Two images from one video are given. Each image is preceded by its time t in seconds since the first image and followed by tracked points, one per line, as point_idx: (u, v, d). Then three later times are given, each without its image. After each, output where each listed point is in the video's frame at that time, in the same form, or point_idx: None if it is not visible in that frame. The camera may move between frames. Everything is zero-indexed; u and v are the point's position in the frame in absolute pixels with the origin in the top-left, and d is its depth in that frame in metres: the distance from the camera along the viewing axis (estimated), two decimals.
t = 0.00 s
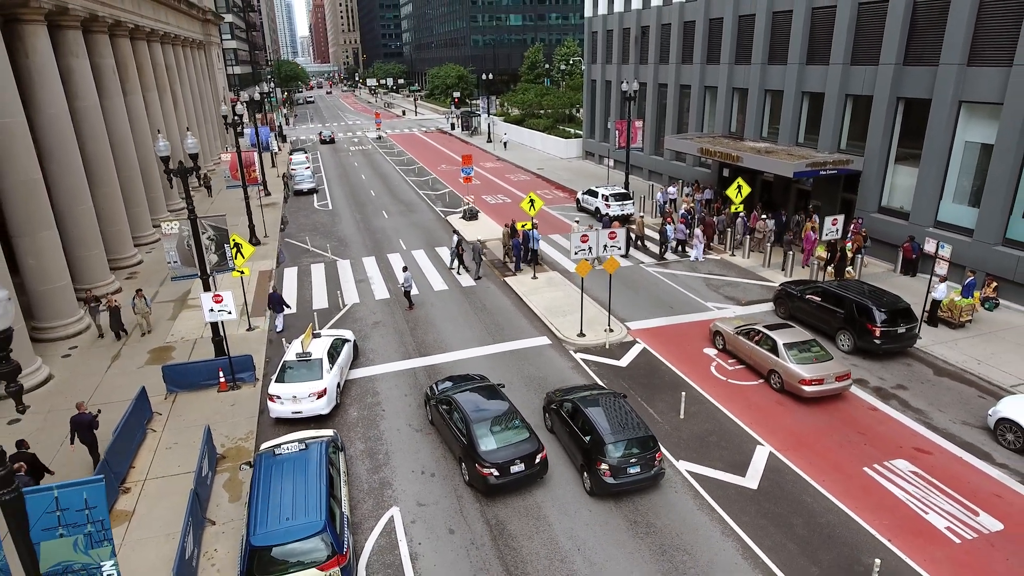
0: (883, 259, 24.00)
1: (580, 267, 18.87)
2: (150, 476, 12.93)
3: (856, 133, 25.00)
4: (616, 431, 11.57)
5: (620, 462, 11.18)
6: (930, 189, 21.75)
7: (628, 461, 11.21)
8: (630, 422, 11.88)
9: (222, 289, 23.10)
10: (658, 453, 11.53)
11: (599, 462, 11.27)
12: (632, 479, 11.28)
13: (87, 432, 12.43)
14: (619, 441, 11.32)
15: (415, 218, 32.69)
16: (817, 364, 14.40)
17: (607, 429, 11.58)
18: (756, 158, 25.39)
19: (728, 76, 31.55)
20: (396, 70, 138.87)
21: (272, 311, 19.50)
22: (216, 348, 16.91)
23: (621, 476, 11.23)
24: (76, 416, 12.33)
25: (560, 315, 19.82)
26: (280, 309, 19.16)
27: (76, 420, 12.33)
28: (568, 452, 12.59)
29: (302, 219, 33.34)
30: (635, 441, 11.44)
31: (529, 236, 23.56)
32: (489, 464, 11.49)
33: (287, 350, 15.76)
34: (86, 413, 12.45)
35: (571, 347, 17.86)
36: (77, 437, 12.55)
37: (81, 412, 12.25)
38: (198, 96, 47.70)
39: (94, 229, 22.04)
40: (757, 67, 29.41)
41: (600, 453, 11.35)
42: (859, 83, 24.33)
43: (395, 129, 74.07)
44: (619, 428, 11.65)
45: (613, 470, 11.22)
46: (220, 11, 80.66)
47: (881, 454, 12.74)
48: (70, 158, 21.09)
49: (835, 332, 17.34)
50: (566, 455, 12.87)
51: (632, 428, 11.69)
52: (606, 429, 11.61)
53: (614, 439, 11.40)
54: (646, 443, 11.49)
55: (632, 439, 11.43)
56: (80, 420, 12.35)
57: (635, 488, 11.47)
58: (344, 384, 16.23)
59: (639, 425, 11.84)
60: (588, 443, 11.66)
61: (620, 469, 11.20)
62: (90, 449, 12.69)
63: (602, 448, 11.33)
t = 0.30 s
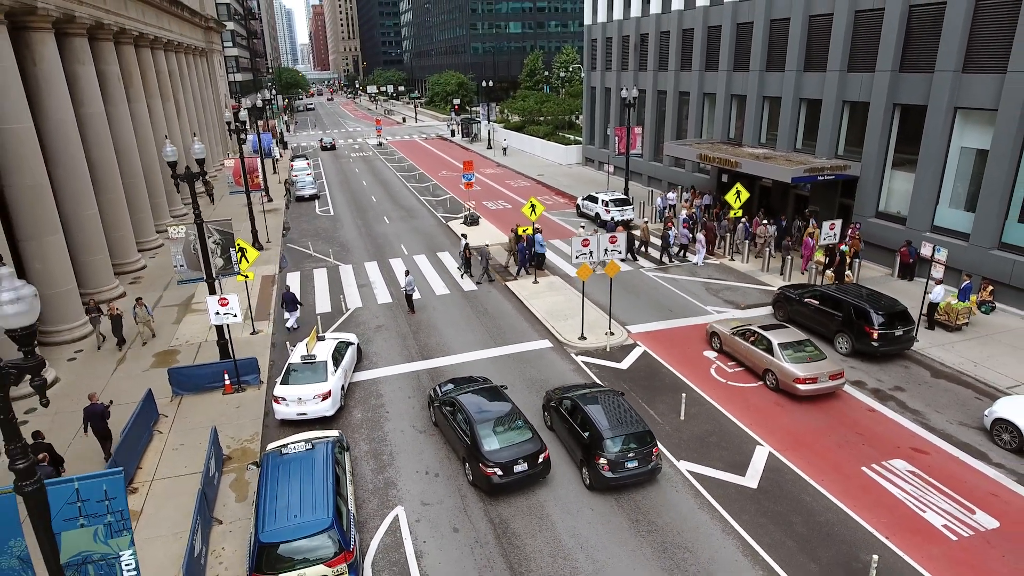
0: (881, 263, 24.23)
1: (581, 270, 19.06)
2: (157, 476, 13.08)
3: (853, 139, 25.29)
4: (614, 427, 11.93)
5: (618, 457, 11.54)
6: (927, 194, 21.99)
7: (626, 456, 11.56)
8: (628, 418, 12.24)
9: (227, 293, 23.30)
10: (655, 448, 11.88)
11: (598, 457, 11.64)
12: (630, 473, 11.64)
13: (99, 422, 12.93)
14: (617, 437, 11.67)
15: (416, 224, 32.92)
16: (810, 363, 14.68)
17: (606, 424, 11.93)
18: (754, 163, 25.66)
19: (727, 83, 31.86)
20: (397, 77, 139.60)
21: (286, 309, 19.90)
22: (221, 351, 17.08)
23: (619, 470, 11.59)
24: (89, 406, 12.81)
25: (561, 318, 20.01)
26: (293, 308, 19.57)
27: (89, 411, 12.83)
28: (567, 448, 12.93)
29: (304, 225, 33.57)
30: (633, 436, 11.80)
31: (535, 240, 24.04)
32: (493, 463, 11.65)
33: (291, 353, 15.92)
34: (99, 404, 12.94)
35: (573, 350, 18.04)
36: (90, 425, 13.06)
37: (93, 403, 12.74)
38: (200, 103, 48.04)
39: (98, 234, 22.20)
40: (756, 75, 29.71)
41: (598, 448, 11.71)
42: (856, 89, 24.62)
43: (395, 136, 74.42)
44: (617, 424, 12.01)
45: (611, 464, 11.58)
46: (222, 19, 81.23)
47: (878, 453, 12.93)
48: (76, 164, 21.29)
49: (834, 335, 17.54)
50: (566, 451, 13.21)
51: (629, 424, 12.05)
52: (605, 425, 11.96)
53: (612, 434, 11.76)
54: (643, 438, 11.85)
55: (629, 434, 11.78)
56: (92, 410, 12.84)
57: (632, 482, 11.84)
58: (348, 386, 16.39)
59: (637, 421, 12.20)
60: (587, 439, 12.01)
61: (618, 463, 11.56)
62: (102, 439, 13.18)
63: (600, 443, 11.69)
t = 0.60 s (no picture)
0: (878, 268, 24.48)
1: (583, 275, 19.29)
2: (164, 477, 13.23)
3: (851, 146, 25.59)
4: (613, 424, 12.22)
5: (617, 452, 11.80)
6: (924, 200, 22.26)
7: (625, 451, 11.84)
8: (627, 416, 12.53)
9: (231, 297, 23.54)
10: (653, 444, 12.16)
11: (597, 453, 11.90)
12: (629, 469, 11.90)
13: (112, 415, 13.38)
14: (615, 433, 11.96)
15: (418, 230, 33.16)
16: (806, 363, 15.08)
17: (605, 422, 12.21)
18: (753, 170, 25.94)
19: (725, 90, 32.19)
20: (397, 85, 140.46)
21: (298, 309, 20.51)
22: (226, 355, 17.27)
23: (618, 465, 11.85)
24: (103, 401, 13.23)
25: (562, 323, 20.22)
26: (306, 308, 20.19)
27: (102, 404, 13.24)
28: (568, 446, 13.20)
29: (306, 231, 33.81)
30: (631, 433, 12.09)
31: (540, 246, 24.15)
32: (497, 464, 11.82)
33: (296, 356, 16.12)
34: (112, 398, 13.35)
35: (574, 353, 18.24)
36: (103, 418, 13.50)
37: (108, 397, 13.17)
38: (203, 110, 48.37)
39: (103, 240, 22.35)
40: (754, 82, 30.05)
41: (598, 444, 11.98)
42: (853, 97, 24.93)
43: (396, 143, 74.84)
44: (616, 421, 12.30)
45: (611, 460, 11.84)
46: (223, 27, 81.91)
47: (877, 454, 13.10)
48: (81, 170, 21.52)
49: (832, 338, 17.74)
50: (567, 449, 13.47)
51: (628, 421, 12.34)
52: (604, 422, 12.25)
53: (611, 431, 12.04)
54: (642, 435, 12.13)
55: (628, 431, 12.07)
56: (106, 404, 13.26)
57: (631, 477, 12.08)
58: (352, 390, 16.57)
59: (635, 419, 12.49)
60: (587, 436, 12.29)
61: (617, 459, 11.82)
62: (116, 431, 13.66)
63: (600, 439, 11.96)
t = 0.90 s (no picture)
0: (877, 273, 24.69)
1: (584, 280, 19.50)
2: (172, 478, 13.38)
3: (848, 152, 25.88)
4: (612, 421, 12.52)
5: (616, 448, 12.12)
6: (921, 205, 22.51)
7: (624, 448, 12.16)
8: (625, 414, 12.84)
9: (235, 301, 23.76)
10: (651, 441, 12.47)
11: (597, 449, 12.19)
12: (628, 465, 12.20)
13: (126, 407, 13.82)
14: (614, 430, 12.28)
15: (420, 236, 33.39)
16: (801, 364, 15.35)
17: (604, 419, 12.52)
18: (752, 176, 26.15)
19: (724, 98, 32.51)
20: (397, 93, 141.19)
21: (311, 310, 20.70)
22: (231, 359, 17.44)
23: (617, 462, 12.15)
24: (118, 392, 13.72)
25: (564, 327, 20.41)
26: (319, 310, 20.44)
27: (117, 395, 13.69)
28: (568, 444, 13.48)
29: (308, 237, 34.04)
30: (630, 430, 12.41)
31: (548, 252, 25.12)
32: (501, 464, 11.98)
33: (301, 359, 16.31)
34: (127, 390, 13.84)
35: (576, 357, 18.43)
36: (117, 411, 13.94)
37: (122, 389, 13.65)
38: (205, 118, 48.70)
39: (108, 246, 22.49)
40: (752, 90, 30.37)
41: (597, 440, 12.29)
42: (850, 104, 25.24)
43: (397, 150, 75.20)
44: (615, 419, 12.61)
45: (610, 456, 12.13)
46: (224, 35, 82.50)
47: (876, 455, 13.28)
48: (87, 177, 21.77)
49: (831, 342, 17.96)
50: (567, 447, 13.73)
51: (627, 419, 12.66)
52: (603, 420, 12.55)
53: (610, 428, 12.35)
54: (640, 432, 12.45)
55: (627, 428, 12.39)
56: (120, 396, 13.74)
57: (630, 474, 12.39)
58: (357, 393, 16.74)
59: (634, 417, 12.80)
60: (587, 433, 12.59)
61: (616, 455, 12.12)
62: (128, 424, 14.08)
63: (599, 436, 12.27)
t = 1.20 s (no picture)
0: (875, 279, 24.91)
1: (585, 285, 19.68)
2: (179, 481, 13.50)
3: (846, 159, 26.16)
4: (611, 420, 12.74)
5: (615, 446, 12.35)
6: (918, 212, 22.77)
7: (623, 446, 12.38)
8: (624, 413, 13.06)
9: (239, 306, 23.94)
10: (650, 439, 12.69)
11: (597, 447, 12.42)
12: (627, 463, 12.42)
13: (137, 403, 14.38)
14: (613, 428, 12.50)
15: (421, 243, 33.61)
16: (798, 366, 15.56)
17: (604, 418, 12.74)
18: (752, 184, 26.36)
19: (723, 106, 32.82)
20: (397, 101, 141.95)
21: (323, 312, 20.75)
22: (237, 363, 17.59)
23: (616, 459, 12.37)
24: (130, 389, 14.36)
25: (566, 332, 20.59)
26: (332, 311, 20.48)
27: (130, 392, 14.33)
28: (568, 443, 13.69)
29: (311, 244, 34.26)
30: (628, 428, 12.63)
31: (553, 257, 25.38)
32: (505, 466, 12.12)
33: (307, 363, 16.48)
34: (138, 387, 14.46)
35: (578, 361, 18.59)
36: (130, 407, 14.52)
37: (134, 385, 14.27)
38: (207, 126, 49.05)
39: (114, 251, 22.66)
40: (751, 98, 30.67)
41: (597, 439, 12.51)
42: (848, 112, 25.54)
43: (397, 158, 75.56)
44: (614, 417, 12.82)
45: (609, 454, 12.36)
46: (227, 44, 83.18)
47: (875, 458, 13.44)
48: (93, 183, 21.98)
49: (829, 345, 18.15)
50: (568, 447, 13.94)
51: (626, 417, 12.87)
52: (603, 419, 12.77)
53: (610, 427, 12.57)
54: (639, 430, 12.68)
55: (626, 426, 12.61)
56: (132, 393, 14.36)
57: (629, 472, 12.61)
58: (361, 397, 16.89)
59: (632, 415, 13.01)
60: (587, 432, 12.80)
61: (615, 453, 12.35)
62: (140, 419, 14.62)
63: (598, 434, 12.50)
